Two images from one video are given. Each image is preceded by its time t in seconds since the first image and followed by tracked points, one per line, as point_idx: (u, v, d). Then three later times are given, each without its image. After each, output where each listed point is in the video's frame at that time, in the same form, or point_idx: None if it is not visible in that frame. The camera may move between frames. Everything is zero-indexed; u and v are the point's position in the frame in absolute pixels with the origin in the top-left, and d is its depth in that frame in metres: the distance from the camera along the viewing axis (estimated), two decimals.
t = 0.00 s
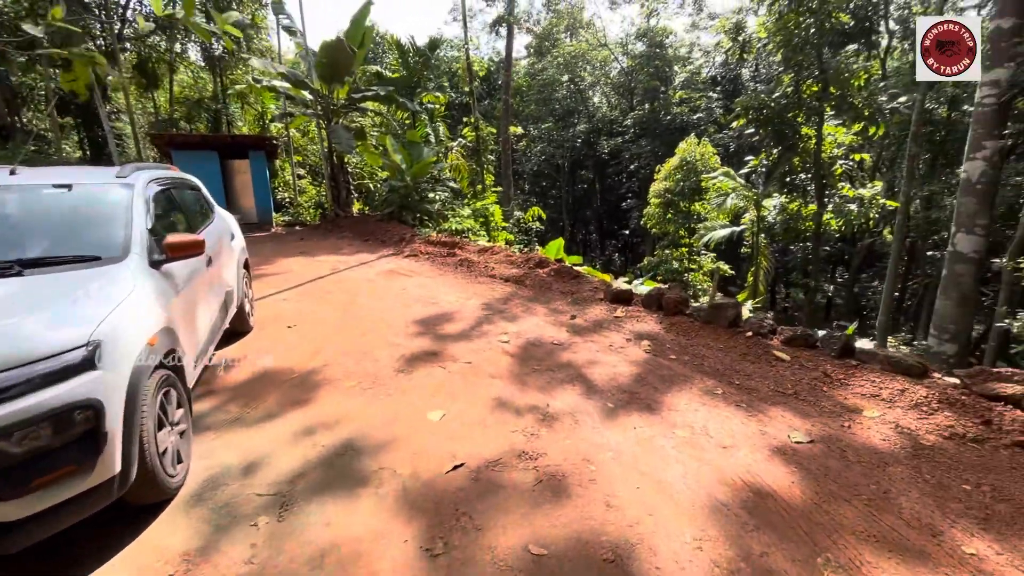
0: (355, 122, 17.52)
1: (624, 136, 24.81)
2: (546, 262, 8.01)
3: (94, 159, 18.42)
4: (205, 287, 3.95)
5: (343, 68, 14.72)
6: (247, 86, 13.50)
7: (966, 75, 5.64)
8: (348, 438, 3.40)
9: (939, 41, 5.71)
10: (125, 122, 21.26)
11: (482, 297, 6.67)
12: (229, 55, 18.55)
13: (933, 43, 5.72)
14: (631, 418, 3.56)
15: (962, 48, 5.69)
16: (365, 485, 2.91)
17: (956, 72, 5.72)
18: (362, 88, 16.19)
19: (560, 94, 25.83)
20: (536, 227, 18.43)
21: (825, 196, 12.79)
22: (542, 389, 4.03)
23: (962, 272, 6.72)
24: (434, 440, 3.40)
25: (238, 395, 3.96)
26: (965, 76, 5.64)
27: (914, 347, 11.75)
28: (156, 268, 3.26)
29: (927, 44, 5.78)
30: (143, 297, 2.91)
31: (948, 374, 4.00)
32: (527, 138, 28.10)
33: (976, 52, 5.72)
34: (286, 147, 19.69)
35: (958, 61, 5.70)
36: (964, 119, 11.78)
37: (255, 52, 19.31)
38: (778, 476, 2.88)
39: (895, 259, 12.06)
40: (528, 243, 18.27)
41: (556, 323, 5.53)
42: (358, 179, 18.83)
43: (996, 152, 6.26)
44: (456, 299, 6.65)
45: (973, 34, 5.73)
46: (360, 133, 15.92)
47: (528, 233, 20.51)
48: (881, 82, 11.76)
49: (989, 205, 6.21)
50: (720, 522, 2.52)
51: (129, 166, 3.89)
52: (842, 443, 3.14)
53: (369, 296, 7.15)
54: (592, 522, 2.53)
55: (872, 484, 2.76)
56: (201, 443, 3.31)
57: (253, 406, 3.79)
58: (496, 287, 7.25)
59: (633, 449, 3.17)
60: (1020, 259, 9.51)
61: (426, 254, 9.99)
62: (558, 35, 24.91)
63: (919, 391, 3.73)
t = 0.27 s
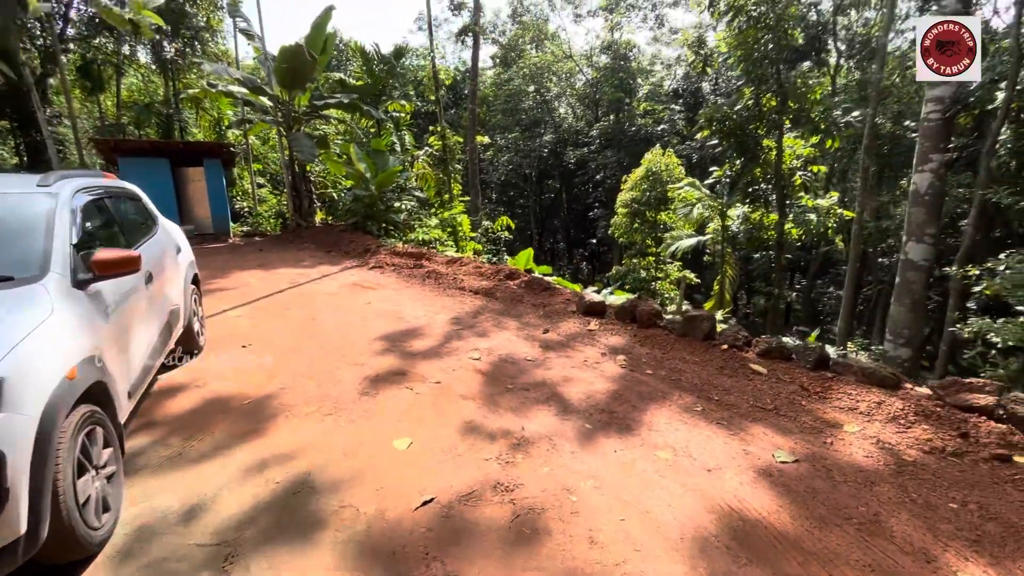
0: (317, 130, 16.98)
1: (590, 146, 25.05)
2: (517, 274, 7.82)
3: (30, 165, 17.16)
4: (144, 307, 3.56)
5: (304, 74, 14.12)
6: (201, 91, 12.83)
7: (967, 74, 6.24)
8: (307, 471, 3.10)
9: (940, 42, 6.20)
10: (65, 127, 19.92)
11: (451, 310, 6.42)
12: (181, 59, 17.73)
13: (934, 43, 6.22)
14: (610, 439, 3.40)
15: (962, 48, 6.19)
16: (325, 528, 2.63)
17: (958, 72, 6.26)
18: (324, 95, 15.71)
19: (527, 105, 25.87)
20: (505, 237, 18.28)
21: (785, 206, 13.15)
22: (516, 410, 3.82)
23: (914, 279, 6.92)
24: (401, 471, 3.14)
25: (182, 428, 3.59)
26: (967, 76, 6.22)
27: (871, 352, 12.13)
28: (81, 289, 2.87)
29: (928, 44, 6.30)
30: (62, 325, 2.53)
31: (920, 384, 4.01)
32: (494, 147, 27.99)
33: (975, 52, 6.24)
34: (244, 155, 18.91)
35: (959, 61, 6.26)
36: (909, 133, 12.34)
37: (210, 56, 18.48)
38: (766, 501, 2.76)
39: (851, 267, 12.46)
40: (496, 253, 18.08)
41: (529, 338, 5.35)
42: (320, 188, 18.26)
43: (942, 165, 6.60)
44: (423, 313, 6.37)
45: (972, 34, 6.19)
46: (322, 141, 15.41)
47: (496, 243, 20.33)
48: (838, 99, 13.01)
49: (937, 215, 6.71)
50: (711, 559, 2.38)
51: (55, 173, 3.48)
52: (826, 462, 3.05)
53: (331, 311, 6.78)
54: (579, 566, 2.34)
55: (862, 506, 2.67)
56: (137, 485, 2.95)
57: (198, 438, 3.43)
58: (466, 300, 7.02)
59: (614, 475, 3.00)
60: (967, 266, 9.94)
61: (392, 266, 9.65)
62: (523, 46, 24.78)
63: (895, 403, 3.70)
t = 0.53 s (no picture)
0: (297, 139, 16.65)
1: (573, 156, 25.12)
2: (505, 286, 7.66)
3: None
4: (106, 331, 3.30)
5: (285, 84, 13.88)
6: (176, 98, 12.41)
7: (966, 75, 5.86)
8: (285, 509, 2.88)
9: (940, 41, 5.78)
10: (32, 135, 19.17)
11: (437, 326, 6.22)
12: (156, 66, 17.35)
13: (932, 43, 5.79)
14: (608, 468, 3.25)
15: (962, 48, 5.78)
16: None
17: (957, 72, 5.91)
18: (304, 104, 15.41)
19: (511, 114, 25.84)
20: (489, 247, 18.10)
21: (768, 216, 13.27)
22: (508, 436, 3.64)
23: (894, 288, 6.94)
24: (388, 506, 2.93)
25: (151, 463, 3.33)
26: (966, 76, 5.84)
27: (854, 360, 12.23)
28: (33, 314, 2.61)
29: (927, 44, 5.90)
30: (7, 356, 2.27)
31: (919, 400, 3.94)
32: (477, 157, 27.90)
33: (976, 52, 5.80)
34: (222, 164, 18.45)
35: (959, 61, 5.89)
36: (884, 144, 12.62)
37: (186, 64, 18.02)
38: (774, 532, 2.62)
39: (832, 276, 12.62)
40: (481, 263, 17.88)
41: (519, 355, 5.18)
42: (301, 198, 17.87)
43: (919, 176, 6.63)
44: (409, 329, 6.16)
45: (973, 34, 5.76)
46: (303, 151, 15.01)
47: (480, 253, 20.15)
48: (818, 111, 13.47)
49: (915, 226, 6.79)
50: None
51: (8, 186, 3.21)
52: (834, 487, 2.93)
53: (311, 327, 6.52)
54: None
55: (876, 538, 2.55)
56: (94, 530, 2.69)
57: (167, 474, 3.18)
58: (453, 314, 6.83)
59: (615, 507, 2.85)
60: (947, 276, 10.07)
61: (375, 278, 9.40)
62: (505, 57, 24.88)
63: (897, 421, 3.62)
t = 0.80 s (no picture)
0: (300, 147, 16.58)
1: (575, 163, 25.02)
2: (511, 295, 7.52)
3: None
4: (101, 348, 3.17)
5: (286, 92, 13.84)
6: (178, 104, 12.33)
7: (967, 74, 5.97)
8: (289, 534, 2.74)
9: (939, 41, 5.91)
10: (34, 143, 19.14)
11: (443, 337, 6.08)
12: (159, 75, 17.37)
13: (933, 43, 5.93)
14: (628, 488, 3.10)
15: (962, 48, 5.90)
16: None
17: (957, 72, 6.01)
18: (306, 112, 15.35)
19: (513, 121, 25.78)
20: (492, 254, 17.96)
21: (775, 222, 13.13)
22: (521, 454, 3.50)
23: (905, 293, 6.75)
24: (397, 530, 2.79)
25: (151, 485, 3.20)
26: (966, 76, 5.95)
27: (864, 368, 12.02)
28: (25, 331, 2.48)
29: (928, 43, 6.02)
30: None
31: (947, 414, 3.79)
32: (480, 164, 27.83)
33: (975, 52, 5.91)
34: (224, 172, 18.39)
35: (960, 61, 5.99)
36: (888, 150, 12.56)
37: (188, 73, 17.99)
38: (807, 559, 2.47)
39: (841, 282, 12.44)
40: (485, 270, 17.74)
41: (528, 366, 5.04)
42: (303, 206, 17.79)
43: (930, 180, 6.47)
44: (415, 340, 6.03)
45: (973, 34, 5.87)
46: (304, 158, 14.89)
47: (483, 260, 20.00)
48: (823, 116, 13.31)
49: (925, 231, 6.66)
50: None
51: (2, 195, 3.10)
52: (868, 509, 2.80)
53: (315, 338, 6.38)
54: None
55: (916, 566, 2.41)
56: (89, 559, 2.55)
57: (166, 496, 3.05)
58: (459, 324, 6.69)
59: (638, 532, 2.71)
60: (959, 282, 9.86)
61: (379, 287, 9.27)
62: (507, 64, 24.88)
63: (927, 437, 3.47)
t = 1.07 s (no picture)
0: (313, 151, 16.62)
1: (587, 164, 24.80)
2: (527, 298, 7.35)
3: (18, 190, 16.69)
4: (108, 356, 3.07)
5: (299, 96, 13.86)
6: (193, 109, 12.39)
7: (967, 75, 5.90)
8: (304, 552, 2.62)
9: (940, 40, 5.82)
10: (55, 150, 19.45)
11: (458, 342, 5.94)
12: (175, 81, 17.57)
13: (934, 43, 5.82)
14: (658, 506, 2.92)
15: (962, 47, 5.81)
16: None
17: (958, 72, 5.92)
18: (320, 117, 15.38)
19: (525, 123, 25.67)
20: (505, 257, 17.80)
21: (795, 223, 12.80)
22: (541, 466, 3.33)
23: (933, 296, 6.42)
24: (415, 548, 2.65)
25: (160, 498, 3.09)
26: (967, 76, 5.87)
27: (890, 373, 11.56)
28: (29, 338, 2.39)
29: (927, 44, 5.92)
30: None
31: (997, 427, 3.56)
32: (492, 166, 27.75)
33: (975, 52, 5.84)
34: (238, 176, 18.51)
35: (959, 61, 5.90)
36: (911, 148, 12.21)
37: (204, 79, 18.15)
38: None
39: (864, 284, 12.08)
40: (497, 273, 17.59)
41: (546, 373, 4.87)
42: (316, 210, 17.82)
43: (958, 179, 6.19)
44: (429, 345, 5.89)
45: (973, 34, 5.79)
46: (317, 162, 14.88)
47: (495, 263, 19.86)
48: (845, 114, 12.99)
49: (954, 231, 6.35)
50: None
51: (9, 199, 3.03)
52: (922, 533, 2.62)
53: (328, 342, 6.28)
54: None
55: None
56: None
57: (176, 510, 2.94)
58: (474, 329, 6.54)
59: (671, 554, 2.54)
60: (991, 284, 9.47)
61: (392, 291, 9.17)
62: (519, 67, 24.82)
63: (978, 452, 3.26)
